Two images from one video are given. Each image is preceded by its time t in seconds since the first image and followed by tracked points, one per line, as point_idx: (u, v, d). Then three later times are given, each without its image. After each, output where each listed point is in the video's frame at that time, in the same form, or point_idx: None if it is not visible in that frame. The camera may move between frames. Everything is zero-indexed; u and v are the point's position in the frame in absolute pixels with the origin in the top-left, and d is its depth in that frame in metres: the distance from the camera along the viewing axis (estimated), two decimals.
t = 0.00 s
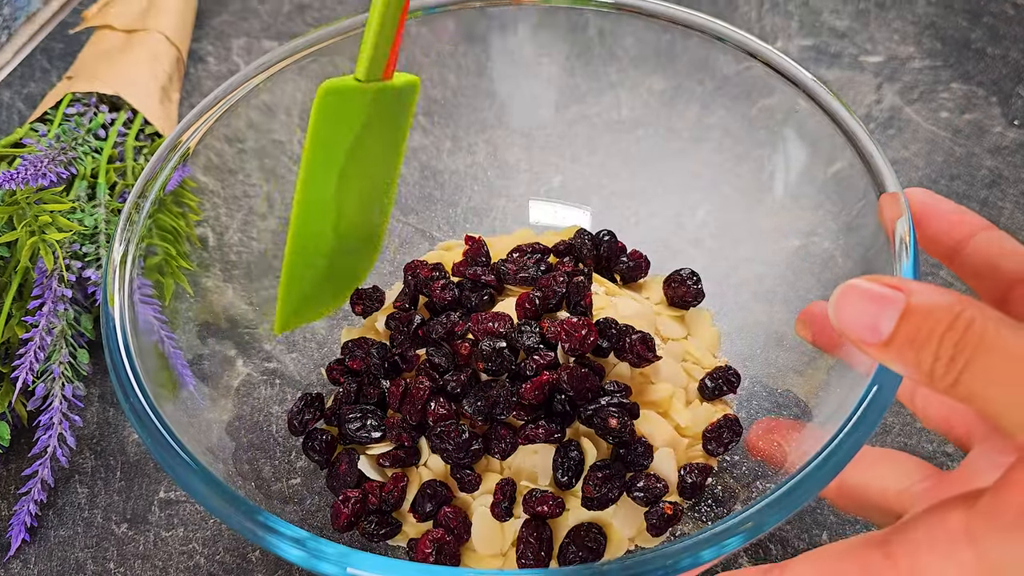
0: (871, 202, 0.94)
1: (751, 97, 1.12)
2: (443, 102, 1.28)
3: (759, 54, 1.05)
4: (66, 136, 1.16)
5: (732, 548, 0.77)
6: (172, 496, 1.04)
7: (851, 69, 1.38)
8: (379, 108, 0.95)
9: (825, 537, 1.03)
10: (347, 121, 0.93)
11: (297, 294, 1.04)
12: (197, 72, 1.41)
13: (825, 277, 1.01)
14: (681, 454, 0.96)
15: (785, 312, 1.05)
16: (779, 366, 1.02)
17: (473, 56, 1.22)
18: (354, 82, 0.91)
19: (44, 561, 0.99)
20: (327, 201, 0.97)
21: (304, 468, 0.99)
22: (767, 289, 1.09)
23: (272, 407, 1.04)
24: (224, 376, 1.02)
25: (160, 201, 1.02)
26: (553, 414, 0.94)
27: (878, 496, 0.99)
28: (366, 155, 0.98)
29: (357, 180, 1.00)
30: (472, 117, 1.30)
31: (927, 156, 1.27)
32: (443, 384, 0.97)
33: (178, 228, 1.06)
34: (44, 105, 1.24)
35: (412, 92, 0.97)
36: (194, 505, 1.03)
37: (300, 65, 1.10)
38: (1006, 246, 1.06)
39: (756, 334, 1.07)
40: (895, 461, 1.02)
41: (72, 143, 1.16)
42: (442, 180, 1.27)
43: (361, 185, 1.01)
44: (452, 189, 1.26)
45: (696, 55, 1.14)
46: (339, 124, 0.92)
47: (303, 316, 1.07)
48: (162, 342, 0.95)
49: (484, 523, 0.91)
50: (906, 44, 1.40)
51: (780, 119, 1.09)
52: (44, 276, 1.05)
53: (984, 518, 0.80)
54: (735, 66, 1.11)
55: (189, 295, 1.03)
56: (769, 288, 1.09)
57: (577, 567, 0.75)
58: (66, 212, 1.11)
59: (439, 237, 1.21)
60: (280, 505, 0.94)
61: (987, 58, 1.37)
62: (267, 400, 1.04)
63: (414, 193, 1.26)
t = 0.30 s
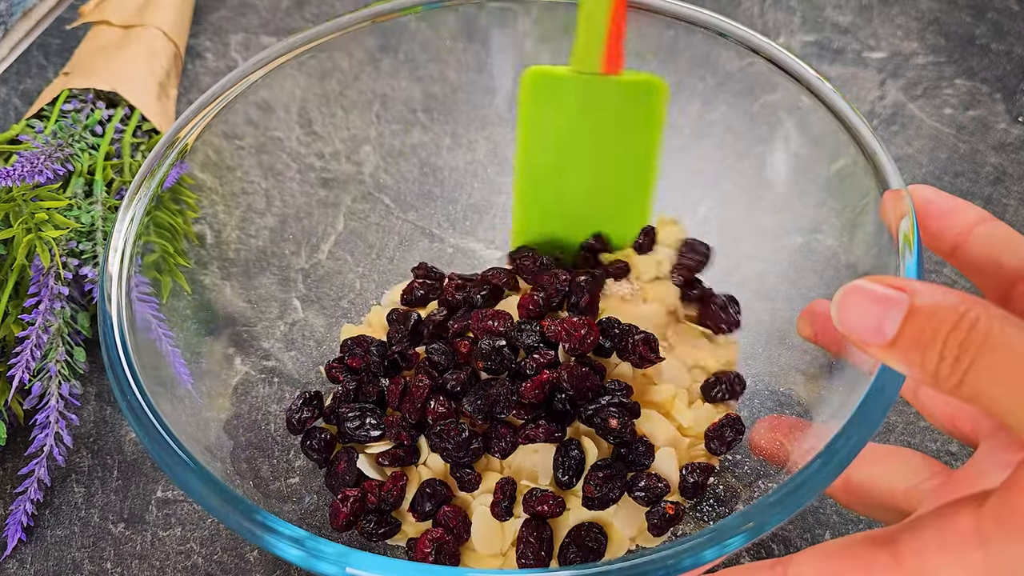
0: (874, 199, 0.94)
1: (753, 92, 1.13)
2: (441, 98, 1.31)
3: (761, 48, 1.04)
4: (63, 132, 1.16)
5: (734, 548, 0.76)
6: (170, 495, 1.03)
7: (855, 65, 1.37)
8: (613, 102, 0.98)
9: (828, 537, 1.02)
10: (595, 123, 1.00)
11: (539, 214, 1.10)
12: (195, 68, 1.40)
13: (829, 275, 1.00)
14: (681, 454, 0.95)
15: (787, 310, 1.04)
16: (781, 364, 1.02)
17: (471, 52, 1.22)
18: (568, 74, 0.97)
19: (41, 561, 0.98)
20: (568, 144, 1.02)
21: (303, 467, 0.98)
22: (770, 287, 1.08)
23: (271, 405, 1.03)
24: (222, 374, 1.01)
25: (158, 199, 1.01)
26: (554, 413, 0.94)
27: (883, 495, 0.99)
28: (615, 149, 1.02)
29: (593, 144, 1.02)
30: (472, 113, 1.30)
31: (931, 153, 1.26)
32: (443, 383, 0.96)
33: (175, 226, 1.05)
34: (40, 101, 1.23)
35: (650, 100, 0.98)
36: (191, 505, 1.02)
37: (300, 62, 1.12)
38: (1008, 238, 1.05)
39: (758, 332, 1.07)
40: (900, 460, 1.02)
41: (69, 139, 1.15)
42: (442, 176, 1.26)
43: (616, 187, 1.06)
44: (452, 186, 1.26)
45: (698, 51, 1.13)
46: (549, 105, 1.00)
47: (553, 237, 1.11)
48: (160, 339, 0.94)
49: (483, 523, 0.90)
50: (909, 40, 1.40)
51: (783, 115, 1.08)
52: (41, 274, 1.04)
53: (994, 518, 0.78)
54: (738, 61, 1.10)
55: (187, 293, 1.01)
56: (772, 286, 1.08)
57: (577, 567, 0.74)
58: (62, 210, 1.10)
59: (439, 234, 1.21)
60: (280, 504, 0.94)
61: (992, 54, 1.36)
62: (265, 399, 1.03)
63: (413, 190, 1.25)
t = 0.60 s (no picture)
0: (876, 196, 0.93)
1: (754, 90, 1.10)
2: (441, 95, 1.30)
3: (762, 44, 1.04)
4: (59, 129, 1.15)
5: (734, 548, 0.75)
6: (167, 495, 1.02)
7: (857, 61, 1.36)
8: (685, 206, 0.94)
9: (830, 537, 1.02)
10: (691, 225, 0.94)
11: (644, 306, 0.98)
12: (192, 64, 1.39)
13: (832, 273, 0.99)
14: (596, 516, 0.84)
15: (790, 308, 1.03)
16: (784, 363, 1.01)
17: (471, 48, 1.20)
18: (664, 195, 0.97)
19: (37, 561, 0.98)
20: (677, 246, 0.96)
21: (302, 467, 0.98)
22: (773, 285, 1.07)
23: (269, 404, 1.02)
24: (220, 373, 1.00)
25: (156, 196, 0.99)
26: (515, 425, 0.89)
27: (887, 494, 0.98)
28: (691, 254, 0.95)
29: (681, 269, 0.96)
30: (472, 110, 1.29)
31: (934, 150, 1.25)
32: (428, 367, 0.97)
33: (173, 223, 1.03)
34: (36, 98, 1.22)
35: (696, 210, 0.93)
36: (188, 505, 1.01)
37: (298, 58, 1.10)
38: (1016, 237, 1.05)
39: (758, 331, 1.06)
40: (904, 460, 1.01)
41: (65, 136, 1.15)
42: (442, 173, 1.25)
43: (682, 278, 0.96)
44: (452, 183, 1.24)
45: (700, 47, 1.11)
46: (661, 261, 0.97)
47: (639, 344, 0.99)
48: (157, 338, 0.93)
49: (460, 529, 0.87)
50: (912, 36, 1.39)
51: (785, 112, 1.07)
52: (37, 272, 1.03)
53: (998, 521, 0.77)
54: (739, 58, 1.07)
55: (184, 291, 1.00)
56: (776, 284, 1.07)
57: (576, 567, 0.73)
58: (59, 207, 1.10)
59: (438, 232, 1.20)
60: (279, 505, 0.93)
61: (995, 50, 1.36)
62: (263, 398, 1.02)
63: (412, 187, 1.24)
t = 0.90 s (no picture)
0: (879, 193, 0.92)
1: (756, 85, 1.07)
2: (441, 91, 1.28)
3: (765, 40, 1.01)
4: (55, 125, 1.14)
5: (736, 548, 0.74)
6: (164, 494, 1.01)
7: (860, 57, 1.35)
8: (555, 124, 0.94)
9: (833, 536, 1.01)
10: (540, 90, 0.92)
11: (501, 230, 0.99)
12: (190, 60, 1.38)
13: (835, 271, 0.98)
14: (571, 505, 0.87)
15: (792, 307, 1.02)
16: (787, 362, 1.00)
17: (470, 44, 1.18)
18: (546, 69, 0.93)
19: (34, 561, 0.97)
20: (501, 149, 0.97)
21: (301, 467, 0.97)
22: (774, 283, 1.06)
23: (268, 402, 1.02)
24: (219, 372, 1.00)
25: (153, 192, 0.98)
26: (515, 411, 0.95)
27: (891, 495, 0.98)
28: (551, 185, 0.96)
29: (531, 186, 0.97)
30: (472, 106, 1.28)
31: (938, 147, 1.24)
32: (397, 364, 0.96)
33: (170, 220, 1.01)
34: (32, 94, 1.21)
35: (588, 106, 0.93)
36: (186, 504, 1.01)
37: (296, 54, 1.09)
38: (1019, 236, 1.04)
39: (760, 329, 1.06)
40: (907, 458, 1.00)
41: (62, 132, 1.14)
42: (440, 171, 1.22)
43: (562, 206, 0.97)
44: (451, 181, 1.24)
45: (701, 42, 1.09)
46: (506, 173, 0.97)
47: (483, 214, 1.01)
48: (154, 336, 0.92)
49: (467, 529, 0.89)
50: (916, 32, 1.38)
51: (788, 109, 1.04)
52: (33, 269, 1.02)
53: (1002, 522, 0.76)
54: (742, 54, 1.05)
55: (182, 289, 0.99)
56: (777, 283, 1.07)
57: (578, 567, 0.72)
58: (55, 204, 1.09)
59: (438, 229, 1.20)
60: (278, 504, 0.92)
61: (999, 46, 1.35)
62: (261, 396, 1.02)
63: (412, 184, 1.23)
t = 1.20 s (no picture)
0: (882, 190, 0.91)
1: (757, 82, 1.06)
2: (440, 88, 1.26)
3: (766, 37, 1.01)
4: (52, 122, 1.13)
5: (738, 547, 0.73)
6: (161, 494, 1.01)
7: (863, 53, 1.34)
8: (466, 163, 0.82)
9: (835, 536, 1.00)
10: (472, 149, 0.81)
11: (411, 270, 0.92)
12: (187, 56, 1.37)
13: (838, 270, 0.97)
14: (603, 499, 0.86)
15: (794, 305, 1.01)
16: (789, 361, 1.00)
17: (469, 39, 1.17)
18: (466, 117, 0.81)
19: (30, 561, 0.96)
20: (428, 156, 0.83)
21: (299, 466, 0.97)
22: (776, 281, 1.06)
23: (266, 401, 1.01)
24: (217, 370, 0.99)
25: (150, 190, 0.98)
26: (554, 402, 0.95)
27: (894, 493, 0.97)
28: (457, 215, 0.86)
29: (437, 220, 0.86)
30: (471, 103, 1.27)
31: (941, 143, 1.23)
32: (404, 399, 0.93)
33: (169, 217, 1.01)
34: (28, 91, 1.20)
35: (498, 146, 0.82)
36: (183, 504, 1.00)
37: (294, 50, 1.08)
38: None
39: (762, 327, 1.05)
40: (912, 457, 1.00)
41: (58, 129, 1.13)
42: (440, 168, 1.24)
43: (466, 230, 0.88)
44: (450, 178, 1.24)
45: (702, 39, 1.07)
46: (432, 199, 0.85)
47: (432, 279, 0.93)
48: (151, 335, 0.91)
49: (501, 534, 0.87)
50: (919, 27, 1.37)
51: (791, 107, 1.03)
52: (30, 267, 1.02)
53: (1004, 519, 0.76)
54: (743, 50, 1.04)
55: (179, 287, 0.99)
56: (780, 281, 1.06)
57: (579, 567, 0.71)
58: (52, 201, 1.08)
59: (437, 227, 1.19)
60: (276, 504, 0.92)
61: (1003, 42, 1.35)
62: (259, 395, 1.02)
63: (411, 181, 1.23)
